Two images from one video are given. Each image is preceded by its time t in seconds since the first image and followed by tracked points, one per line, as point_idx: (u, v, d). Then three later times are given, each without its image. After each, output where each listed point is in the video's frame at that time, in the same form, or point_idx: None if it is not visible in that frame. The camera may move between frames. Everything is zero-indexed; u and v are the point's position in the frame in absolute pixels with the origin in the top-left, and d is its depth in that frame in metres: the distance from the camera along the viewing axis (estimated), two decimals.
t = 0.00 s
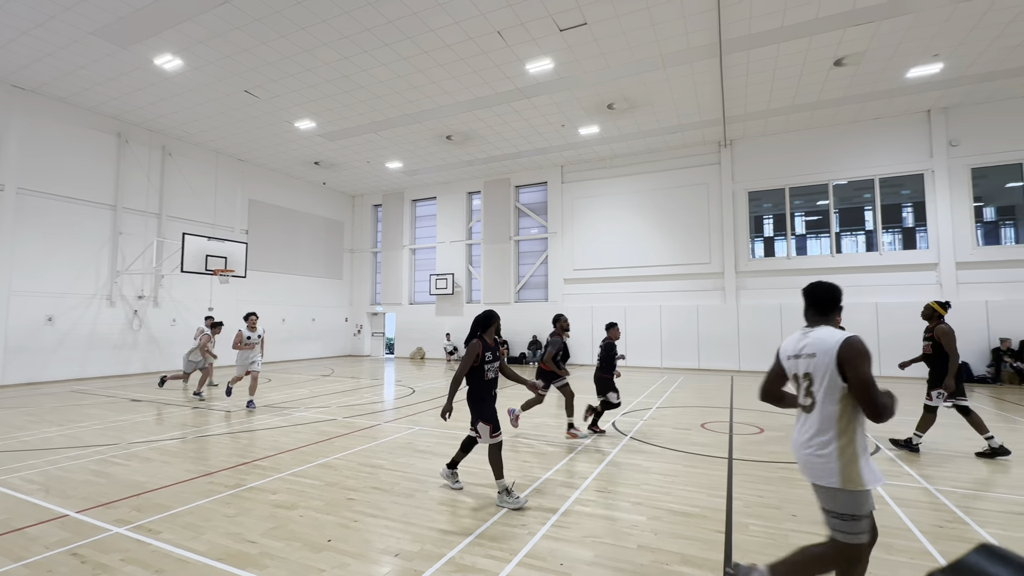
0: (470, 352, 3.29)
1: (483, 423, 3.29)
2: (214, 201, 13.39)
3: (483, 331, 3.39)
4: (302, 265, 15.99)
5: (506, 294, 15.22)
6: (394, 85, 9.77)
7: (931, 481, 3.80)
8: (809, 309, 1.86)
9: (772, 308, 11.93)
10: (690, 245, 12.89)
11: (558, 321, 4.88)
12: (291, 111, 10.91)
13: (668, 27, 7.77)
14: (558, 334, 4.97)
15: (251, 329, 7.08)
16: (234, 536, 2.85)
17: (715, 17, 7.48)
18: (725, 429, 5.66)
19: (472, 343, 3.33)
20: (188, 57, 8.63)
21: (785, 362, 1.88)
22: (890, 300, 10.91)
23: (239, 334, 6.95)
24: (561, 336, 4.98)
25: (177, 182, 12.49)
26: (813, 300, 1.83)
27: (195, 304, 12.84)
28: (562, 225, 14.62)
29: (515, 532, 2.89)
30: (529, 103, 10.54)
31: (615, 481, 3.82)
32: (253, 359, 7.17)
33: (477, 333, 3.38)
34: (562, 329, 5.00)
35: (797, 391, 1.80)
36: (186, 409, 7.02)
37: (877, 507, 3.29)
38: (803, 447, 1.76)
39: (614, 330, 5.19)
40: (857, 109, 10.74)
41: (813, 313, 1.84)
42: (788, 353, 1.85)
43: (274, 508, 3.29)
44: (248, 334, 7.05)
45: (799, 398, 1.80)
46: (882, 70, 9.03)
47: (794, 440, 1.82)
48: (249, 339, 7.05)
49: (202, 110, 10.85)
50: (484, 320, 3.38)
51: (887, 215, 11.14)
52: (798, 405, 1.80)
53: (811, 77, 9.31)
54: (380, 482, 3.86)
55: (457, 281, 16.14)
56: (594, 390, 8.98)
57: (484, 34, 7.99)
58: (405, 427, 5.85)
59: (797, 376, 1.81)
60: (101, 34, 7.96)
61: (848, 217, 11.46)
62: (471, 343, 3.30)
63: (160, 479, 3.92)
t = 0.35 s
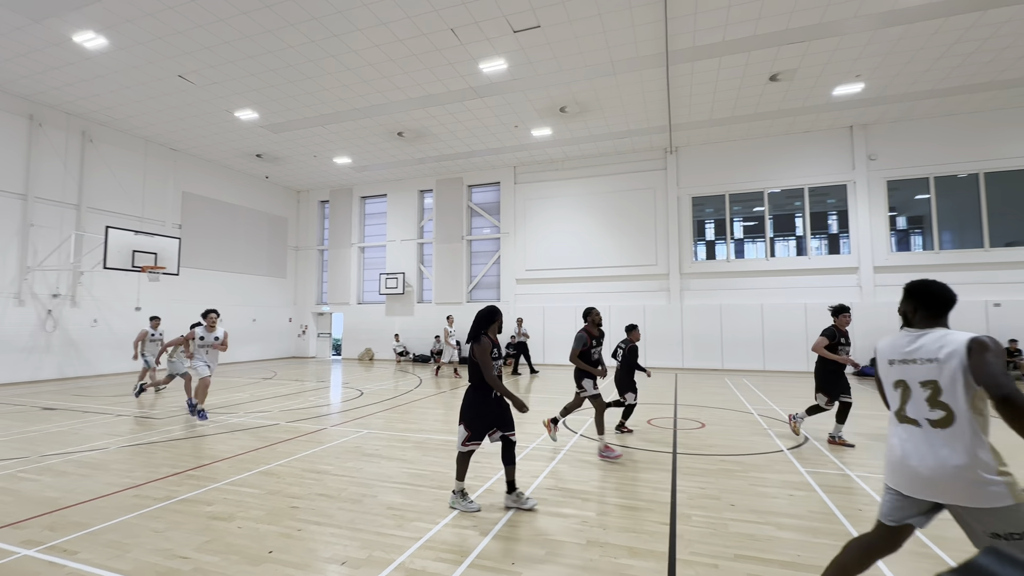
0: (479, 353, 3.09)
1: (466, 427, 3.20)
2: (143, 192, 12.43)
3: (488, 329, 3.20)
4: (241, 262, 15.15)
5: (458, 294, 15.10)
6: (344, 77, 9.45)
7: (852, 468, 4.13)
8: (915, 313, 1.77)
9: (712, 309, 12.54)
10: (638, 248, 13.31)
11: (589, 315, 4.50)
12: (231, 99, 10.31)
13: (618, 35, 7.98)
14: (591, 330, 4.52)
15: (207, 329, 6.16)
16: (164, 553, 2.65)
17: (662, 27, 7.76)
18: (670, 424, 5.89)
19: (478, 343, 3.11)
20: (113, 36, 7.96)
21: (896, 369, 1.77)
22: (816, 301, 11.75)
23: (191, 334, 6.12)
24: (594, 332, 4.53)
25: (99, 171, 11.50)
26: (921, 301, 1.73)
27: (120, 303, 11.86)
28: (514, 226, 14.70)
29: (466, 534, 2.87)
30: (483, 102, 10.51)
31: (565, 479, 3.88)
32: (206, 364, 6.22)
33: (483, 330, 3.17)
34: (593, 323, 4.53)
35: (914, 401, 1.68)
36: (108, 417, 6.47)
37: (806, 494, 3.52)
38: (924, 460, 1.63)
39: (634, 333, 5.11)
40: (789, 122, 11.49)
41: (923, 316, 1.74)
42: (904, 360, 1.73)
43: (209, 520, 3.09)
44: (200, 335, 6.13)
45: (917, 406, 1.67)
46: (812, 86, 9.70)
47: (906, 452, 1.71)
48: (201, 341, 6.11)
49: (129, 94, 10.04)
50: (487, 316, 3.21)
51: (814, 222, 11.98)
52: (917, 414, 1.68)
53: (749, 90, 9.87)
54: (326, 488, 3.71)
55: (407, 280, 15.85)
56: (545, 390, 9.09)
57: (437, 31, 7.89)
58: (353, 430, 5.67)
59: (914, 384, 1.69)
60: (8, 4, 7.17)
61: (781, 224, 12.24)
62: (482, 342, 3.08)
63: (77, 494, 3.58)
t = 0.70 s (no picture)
0: (498, 351, 2.90)
1: (498, 428, 2.95)
2: (30, 177, 11.01)
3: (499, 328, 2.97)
4: (151, 258, 13.83)
5: (394, 294, 14.73)
6: (272, 64, 8.90)
7: (764, 456, 4.48)
8: (995, 305, 1.61)
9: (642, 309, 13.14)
10: (573, 249, 13.67)
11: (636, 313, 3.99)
12: (140, 79, 9.38)
13: (557, 41, 8.15)
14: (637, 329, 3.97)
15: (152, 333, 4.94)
16: None
17: (599, 37, 8.02)
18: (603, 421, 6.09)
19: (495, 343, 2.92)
20: None
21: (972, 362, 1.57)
22: (734, 302, 12.67)
23: (135, 344, 4.79)
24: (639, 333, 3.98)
25: None
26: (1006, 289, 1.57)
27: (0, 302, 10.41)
28: (452, 225, 14.58)
29: (401, 539, 2.80)
30: (421, 99, 10.33)
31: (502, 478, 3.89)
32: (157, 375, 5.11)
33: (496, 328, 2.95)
34: (640, 324, 3.98)
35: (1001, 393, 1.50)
36: None
37: (725, 482, 3.78)
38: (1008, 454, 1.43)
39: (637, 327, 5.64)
40: (712, 135, 12.29)
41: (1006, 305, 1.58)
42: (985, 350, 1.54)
43: (110, 542, 2.79)
44: (148, 342, 4.91)
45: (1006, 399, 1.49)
46: (732, 102, 10.44)
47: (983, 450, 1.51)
48: (151, 350, 4.90)
49: (13, 65, 8.83)
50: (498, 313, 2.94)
51: (733, 229, 12.91)
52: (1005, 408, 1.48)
53: (677, 102, 10.44)
54: (249, 500, 3.47)
55: (340, 279, 15.23)
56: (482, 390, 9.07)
57: (374, 22, 7.64)
58: (279, 437, 5.35)
59: (1001, 376, 1.50)
60: None
61: (704, 229, 13.07)
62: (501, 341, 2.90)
63: None
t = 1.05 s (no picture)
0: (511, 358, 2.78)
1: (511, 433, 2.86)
2: None
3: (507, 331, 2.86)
4: (33, 251, 12.17)
5: (321, 294, 14.03)
6: (184, 41, 8.14)
7: (685, 448, 4.77)
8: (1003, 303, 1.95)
9: (574, 309, 13.50)
10: (508, 250, 13.78)
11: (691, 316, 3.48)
12: (20, 46, 8.21)
13: (494, 41, 8.17)
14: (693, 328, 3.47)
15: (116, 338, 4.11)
16: None
17: (535, 41, 8.13)
18: (535, 420, 6.18)
19: (510, 348, 2.80)
20: None
21: (989, 351, 1.91)
22: (659, 302, 13.37)
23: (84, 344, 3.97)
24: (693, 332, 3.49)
25: None
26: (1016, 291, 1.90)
27: None
28: (384, 222, 14.15)
29: (328, 550, 2.66)
30: (352, 90, 9.93)
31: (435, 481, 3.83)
32: (110, 394, 4.14)
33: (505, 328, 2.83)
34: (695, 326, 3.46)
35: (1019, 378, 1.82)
36: None
37: (650, 474, 3.98)
38: None
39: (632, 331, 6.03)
40: (639, 143, 12.89)
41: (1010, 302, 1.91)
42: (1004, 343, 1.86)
43: None
44: (103, 347, 4.04)
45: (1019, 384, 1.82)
46: (658, 113, 11.01)
47: (1001, 426, 1.85)
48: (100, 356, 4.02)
49: None
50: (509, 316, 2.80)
51: (658, 233, 13.62)
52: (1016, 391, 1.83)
53: (608, 110, 10.84)
54: (153, 519, 3.15)
55: (261, 276, 14.27)
56: (414, 391, 8.88)
57: (301, 6, 7.23)
58: (189, 448, 4.91)
59: (1016, 365, 1.83)
60: None
61: (632, 233, 13.67)
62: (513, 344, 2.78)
63: None
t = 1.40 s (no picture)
0: (540, 366, 2.85)
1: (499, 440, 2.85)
2: None
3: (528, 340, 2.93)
4: None
5: (238, 293, 13.06)
6: (73, 8, 7.22)
7: (613, 442, 4.95)
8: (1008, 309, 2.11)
9: (507, 309, 13.61)
10: (441, 249, 13.62)
11: (766, 321, 3.42)
12: None
13: (428, 37, 8.03)
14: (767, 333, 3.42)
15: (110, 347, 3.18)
16: None
17: (470, 40, 8.10)
18: (468, 420, 6.14)
19: (538, 356, 2.87)
20: None
21: (988, 352, 2.06)
22: (588, 303, 13.82)
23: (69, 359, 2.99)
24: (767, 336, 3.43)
25: None
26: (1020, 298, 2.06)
27: None
28: (310, 218, 13.44)
29: (244, 569, 2.47)
30: (276, 76, 9.33)
31: (363, 487, 3.69)
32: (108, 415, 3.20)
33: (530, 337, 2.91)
34: (771, 333, 3.41)
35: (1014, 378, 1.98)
36: None
37: (580, 469, 4.08)
38: (1018, 426, 1.94)
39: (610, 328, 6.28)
40: (571, 147, 13.26)
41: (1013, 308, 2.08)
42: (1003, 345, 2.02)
43: None
44: (92, 362, 3.07)
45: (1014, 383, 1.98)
46: (589, 119, 11.39)
47: (994, 420, 2.01)
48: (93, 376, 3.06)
49: None
50: (535, 325, 2.90)
51: (588, 236, 14.08)
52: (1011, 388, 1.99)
53: (541, 113, 11.05)
54: (29, 547, 2.75)
55: (167, 273, 13.02)
56: (342, 394, 8.50)
57: None
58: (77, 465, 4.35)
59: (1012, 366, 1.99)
60: None
61: (563, 235, 14.02)
62: (540, 352, 2.86)
63: None
